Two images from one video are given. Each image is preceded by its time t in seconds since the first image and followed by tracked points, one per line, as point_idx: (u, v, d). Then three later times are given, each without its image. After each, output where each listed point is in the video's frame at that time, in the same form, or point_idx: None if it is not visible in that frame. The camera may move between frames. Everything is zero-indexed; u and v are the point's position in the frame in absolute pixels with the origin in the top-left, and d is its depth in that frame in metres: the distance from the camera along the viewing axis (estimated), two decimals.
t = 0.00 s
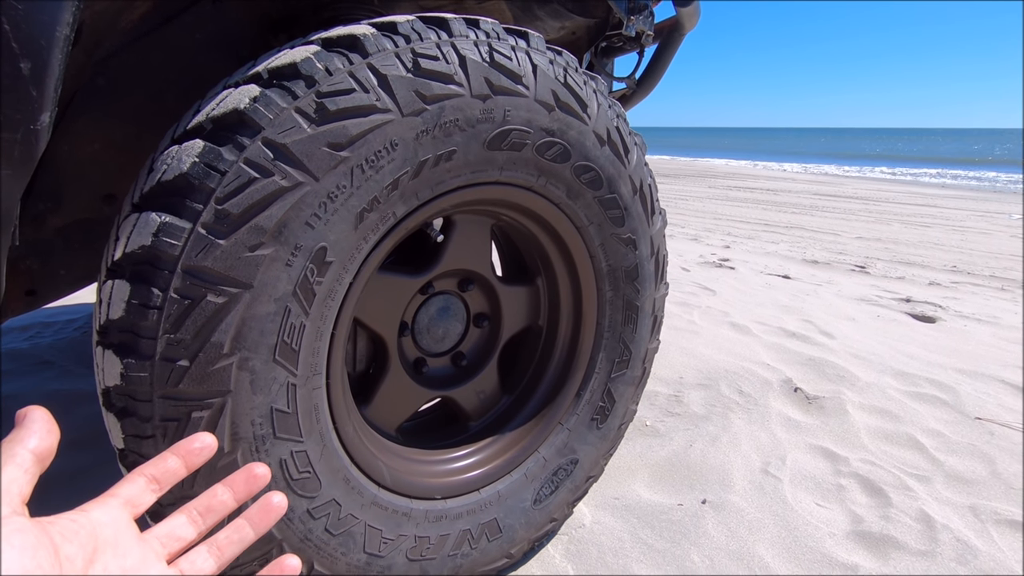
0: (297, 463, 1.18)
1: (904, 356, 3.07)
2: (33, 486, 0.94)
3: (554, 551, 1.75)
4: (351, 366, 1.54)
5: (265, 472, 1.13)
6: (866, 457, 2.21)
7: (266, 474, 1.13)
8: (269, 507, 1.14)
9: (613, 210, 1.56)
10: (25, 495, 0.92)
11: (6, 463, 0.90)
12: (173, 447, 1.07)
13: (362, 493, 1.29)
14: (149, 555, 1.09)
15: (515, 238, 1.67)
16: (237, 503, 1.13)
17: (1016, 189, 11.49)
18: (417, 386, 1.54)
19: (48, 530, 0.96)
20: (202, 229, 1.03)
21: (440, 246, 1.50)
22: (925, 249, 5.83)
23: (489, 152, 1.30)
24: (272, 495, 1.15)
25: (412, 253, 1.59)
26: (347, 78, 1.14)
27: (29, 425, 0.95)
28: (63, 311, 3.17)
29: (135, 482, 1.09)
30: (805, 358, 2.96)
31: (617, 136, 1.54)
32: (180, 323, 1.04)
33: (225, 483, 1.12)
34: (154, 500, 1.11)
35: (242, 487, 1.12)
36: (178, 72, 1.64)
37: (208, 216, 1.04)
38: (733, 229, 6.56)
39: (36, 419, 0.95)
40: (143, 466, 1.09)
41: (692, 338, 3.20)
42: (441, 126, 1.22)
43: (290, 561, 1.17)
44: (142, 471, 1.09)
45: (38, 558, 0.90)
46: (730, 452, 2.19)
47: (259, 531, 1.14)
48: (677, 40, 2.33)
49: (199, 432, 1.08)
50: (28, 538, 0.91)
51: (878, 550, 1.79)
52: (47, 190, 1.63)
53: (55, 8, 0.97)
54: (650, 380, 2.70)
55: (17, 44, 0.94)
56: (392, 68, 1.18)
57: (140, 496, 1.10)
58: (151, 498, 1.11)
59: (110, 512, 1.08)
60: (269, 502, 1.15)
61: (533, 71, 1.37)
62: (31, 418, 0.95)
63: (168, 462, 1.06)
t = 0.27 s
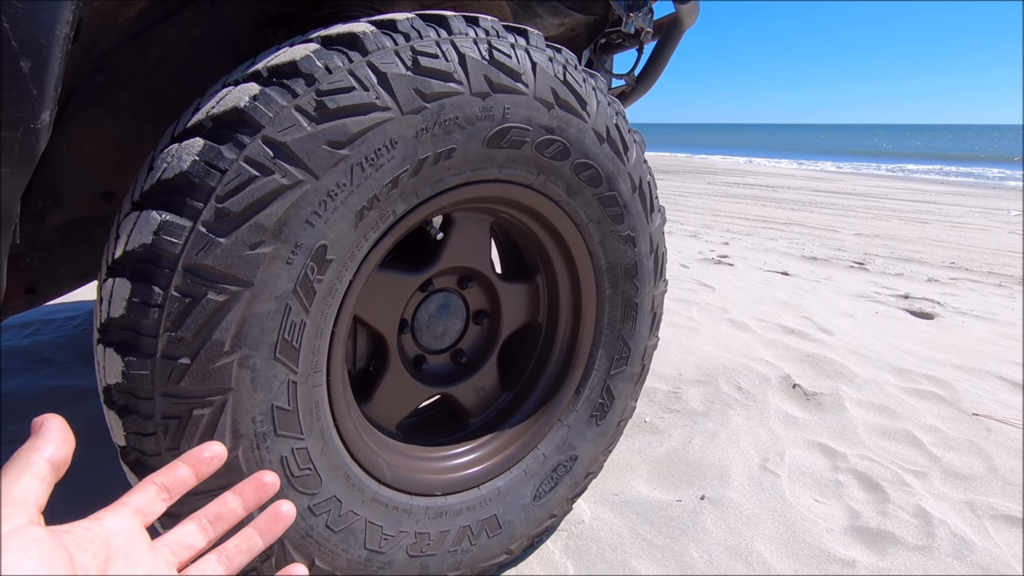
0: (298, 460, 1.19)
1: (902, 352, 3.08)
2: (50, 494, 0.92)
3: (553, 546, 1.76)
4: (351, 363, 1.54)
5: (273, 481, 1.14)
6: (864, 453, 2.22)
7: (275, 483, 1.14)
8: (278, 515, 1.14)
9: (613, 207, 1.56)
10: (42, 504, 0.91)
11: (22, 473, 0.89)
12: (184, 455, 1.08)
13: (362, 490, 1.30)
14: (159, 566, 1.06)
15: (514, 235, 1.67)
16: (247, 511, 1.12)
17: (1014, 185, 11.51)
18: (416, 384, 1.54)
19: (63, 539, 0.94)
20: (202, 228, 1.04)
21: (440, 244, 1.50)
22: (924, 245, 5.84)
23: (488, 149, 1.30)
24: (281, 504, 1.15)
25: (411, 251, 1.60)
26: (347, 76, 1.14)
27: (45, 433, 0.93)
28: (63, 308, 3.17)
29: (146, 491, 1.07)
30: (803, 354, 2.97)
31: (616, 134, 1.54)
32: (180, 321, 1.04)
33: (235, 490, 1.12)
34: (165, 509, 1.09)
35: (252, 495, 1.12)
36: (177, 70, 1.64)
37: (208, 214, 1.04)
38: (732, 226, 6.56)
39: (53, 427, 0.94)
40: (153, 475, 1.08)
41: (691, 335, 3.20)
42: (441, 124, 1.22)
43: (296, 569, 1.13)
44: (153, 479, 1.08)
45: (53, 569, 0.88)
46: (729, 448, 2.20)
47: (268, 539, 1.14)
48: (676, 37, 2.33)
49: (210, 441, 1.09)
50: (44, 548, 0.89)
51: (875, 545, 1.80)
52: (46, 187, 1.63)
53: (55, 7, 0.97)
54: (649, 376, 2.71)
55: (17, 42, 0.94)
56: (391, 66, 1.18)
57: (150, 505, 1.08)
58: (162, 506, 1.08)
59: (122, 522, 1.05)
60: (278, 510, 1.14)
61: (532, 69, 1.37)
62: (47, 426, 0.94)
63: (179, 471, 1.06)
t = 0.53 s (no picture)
0: (296, 461, 1.20)
1: (899, 351, 3.09)
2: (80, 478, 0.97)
3: (550, 545, 1.77)
4: (348, 364, 1.55)
5: (290, 471, 1.16)
6: (860, 451, 2.23)
7: (291, 473, 1.16)
8: (295, 507, 1.18)
9: (608, 209, 1.57)
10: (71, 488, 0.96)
11: (49, 459, 0.94)
12: (202, 445, 1.09)
13: (360, 490, 1.31)
14: (180, 553, 1.08)
15: (511, 236, 1.68)
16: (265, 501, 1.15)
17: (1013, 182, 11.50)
18: (413, 385, 1.55)
19: (88, 525, 0.99)
20: (199, 231, 1.04)
21: (437, 245, 1.51)
22: (922, 244, 5.85)
23: (484, 152, 1.31)
24: (296, 496, 1.18)
25: (408, 252, 1.60)
26: (342, 80, 1.15)
27: (71, 420, 0.97)
28: (64, 308, 3.18)
29: (167, 479, 1.09)
30: (800, 353, 2.98)
31: (611, 136, 1.55)
32: (178, 324, 1.05)
33: (253, 480, 1.14)
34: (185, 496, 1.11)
35: (270, 485, 1.15)
36: (174, 72, 1.64)
37: (205, 218, 1.05)
38: (731, 225, 6.57)
39: (78, 415, 0.98)
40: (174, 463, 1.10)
41: (689, 334, 3.21)
42: (437, 127, 1.23)
43: (310, 561, 1.15)
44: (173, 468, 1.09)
45: (77, 555, 0.93)
46: (726, 447, 2.21)
47: (285, 530, 1.17)
48: (673, 37, 2.34)
49: (228, 431, 1.10)
50: (70, 534, 0.94)
51: (870, 544, 1.81)
52: (45, 190, 1.63)
53: (52, 13, 0.97)
54: (646, 375, 2.72)
55: (15, 49, 0.94)
56: (387, 70, 1.19)
57: (171, 492, 1.09)
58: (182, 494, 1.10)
59: (144, 509, 1.07)
60: (295, 502, 1.18)
61: (528, 72, 1.38)
62: (73, 413, 0.98)
63: (198, 460, 1.08)
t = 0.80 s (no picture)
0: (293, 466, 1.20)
1: (897, 351, 3.09)
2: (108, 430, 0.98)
3: (549, 548, 1.77)
4: (346, 368, 1.55)
5: (326, 427, 1.19)
6: (858, 452, 2.23)
7: (328, 428, 1.19)
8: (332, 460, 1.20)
9: (604, 212, 1.57)
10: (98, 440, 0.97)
11: (78, 411, 0.95)
12: (237, 400, 1.10)
13: (357, 494, 1.31)
14: (216, 507, 1.14)
15: (508, 239, 1.68)
16: (302, 454, 1.19)
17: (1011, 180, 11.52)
18: (411, 388, 1.55)
19: (119, 479, 1.01)
20: (195, 238, 1.05)
21: (433, 249, 1.51)
22: (920, 243, 5.85)
23: (480, 156, 1.32)
24: (335, 450, 1.20)
25: (405, 256, 1.61)
26: (337, 86, 1.15)
27: (99, 370, 0.97)
28: (63, 312, 3.18)
29: (202, 433, 1.10)
30: (798, 353, 2.98)
31: (607, 139, 1.56)
32: (174, 331, 1.05)
33: (290, 436, 1.17)
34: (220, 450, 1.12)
35: (306, 440, 1.18)
36: (171, 78, 1.65)
37: (201, 225, 1.06)
38: (729, 225, 6.57)
39: (106, 366, 0.97)
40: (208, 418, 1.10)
41: (687, 335, 3.22)
42: (432, 132, 1.23)
43: (351, 519, 1.21)
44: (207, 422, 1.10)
45: (108, 508, 0.95)
46: (724, 448, 2.22)
47: (323, 486, 1.19)
48: (669, 40, 2.34)
49: (262, 385, 1.12)
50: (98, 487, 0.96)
51: (867, 544, 1.81)
52: (43, 195, 1.64)
53: (46, 21, 0.98)
54: (644, 377, 2.72)
55: (10, 58, 0.95)
56: (382, 75, 1.19)
57: (206, 446, 1.10)
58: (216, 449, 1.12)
59: (179, 463, 1.08)
60: (333, 458, 1.20)
61: (523, 76, 1.38)
62: (102, 363, 0.97)
63: (233, 415, 1.09)
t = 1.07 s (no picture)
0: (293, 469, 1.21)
1: (898, 351, 3.09)
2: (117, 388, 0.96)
3: (549, 551, 1.77)
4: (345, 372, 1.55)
5: (353, 384, 1.24)
6: (859, 453, 2.23)
7: (354, 387, 1.24)
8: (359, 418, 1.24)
9: (603, 214, 1.57)
10: (107, 398, 0.94)
11: (84, 367, 0.93)
12: (258, 356, 1.09)
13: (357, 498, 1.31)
14: (240, 466, 1.15)
15: (507, 242, 1.68)
16: (328, 411, 1.22)
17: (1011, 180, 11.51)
18: (410, 391, 1.55)
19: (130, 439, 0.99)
20: (194, 243, 1.05)
21: (433, 252, 1.51)
22: (920, 243, 5.85)
23: (478, 160, 1.32)
24: (363, 410, 1.25)
25: (404, 260, 1.61)
26: (335, 91, 1.15)
27: (106, 325, 0.95)
28: (63, 317, 3.19)
29: (223, 391, 1.09)
30: (799, 354, 2.98)
31: (605, 141, 1.56)
32: (173, 336, 1.05)
33: (315, 394, 1.20)
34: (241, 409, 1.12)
35: (332, 399, 1.22)
36: (169, 82, 1.65)
37: (200, 230, 1.06)
38: (729, 226, 6.57)
39: (113, 321, 0.95)
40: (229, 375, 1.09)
41: (687, 336, 3.22)
42: (430, 136, 1.23)
43: (380, 479, 1.24)
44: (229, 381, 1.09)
45: (116, 469, 0.94)
46: (725, 450, 2.21)
47: (350, 444, 1.23)
48: (667, 42, 2.35)
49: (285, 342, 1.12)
50: (104, 447, 0.94)
51: (868, 545, 1.81)
52: (42, 200, 1.64)
53: (45, 27, 0.98)
54: (645, 378, 2.72)
55: (9, 64, 0.95)
56: (380, 80, 1.19)
57: (228, 405, 1.10)
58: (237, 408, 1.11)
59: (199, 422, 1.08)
60: (361, 416, 1.24)
61: (521, 79, 1.38)
62: (109, 318, 0.95)
63: (255, 371, 1.09)
